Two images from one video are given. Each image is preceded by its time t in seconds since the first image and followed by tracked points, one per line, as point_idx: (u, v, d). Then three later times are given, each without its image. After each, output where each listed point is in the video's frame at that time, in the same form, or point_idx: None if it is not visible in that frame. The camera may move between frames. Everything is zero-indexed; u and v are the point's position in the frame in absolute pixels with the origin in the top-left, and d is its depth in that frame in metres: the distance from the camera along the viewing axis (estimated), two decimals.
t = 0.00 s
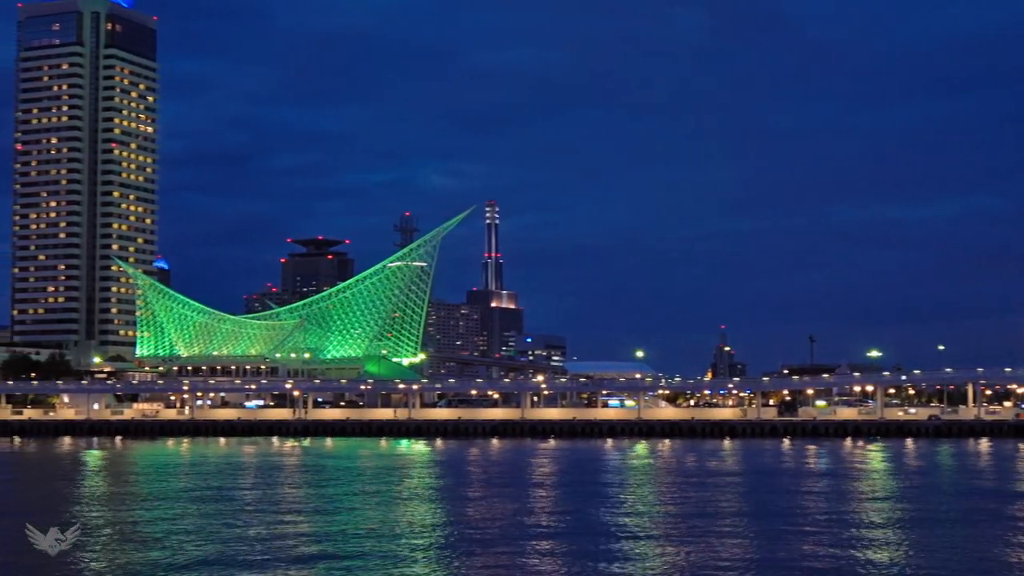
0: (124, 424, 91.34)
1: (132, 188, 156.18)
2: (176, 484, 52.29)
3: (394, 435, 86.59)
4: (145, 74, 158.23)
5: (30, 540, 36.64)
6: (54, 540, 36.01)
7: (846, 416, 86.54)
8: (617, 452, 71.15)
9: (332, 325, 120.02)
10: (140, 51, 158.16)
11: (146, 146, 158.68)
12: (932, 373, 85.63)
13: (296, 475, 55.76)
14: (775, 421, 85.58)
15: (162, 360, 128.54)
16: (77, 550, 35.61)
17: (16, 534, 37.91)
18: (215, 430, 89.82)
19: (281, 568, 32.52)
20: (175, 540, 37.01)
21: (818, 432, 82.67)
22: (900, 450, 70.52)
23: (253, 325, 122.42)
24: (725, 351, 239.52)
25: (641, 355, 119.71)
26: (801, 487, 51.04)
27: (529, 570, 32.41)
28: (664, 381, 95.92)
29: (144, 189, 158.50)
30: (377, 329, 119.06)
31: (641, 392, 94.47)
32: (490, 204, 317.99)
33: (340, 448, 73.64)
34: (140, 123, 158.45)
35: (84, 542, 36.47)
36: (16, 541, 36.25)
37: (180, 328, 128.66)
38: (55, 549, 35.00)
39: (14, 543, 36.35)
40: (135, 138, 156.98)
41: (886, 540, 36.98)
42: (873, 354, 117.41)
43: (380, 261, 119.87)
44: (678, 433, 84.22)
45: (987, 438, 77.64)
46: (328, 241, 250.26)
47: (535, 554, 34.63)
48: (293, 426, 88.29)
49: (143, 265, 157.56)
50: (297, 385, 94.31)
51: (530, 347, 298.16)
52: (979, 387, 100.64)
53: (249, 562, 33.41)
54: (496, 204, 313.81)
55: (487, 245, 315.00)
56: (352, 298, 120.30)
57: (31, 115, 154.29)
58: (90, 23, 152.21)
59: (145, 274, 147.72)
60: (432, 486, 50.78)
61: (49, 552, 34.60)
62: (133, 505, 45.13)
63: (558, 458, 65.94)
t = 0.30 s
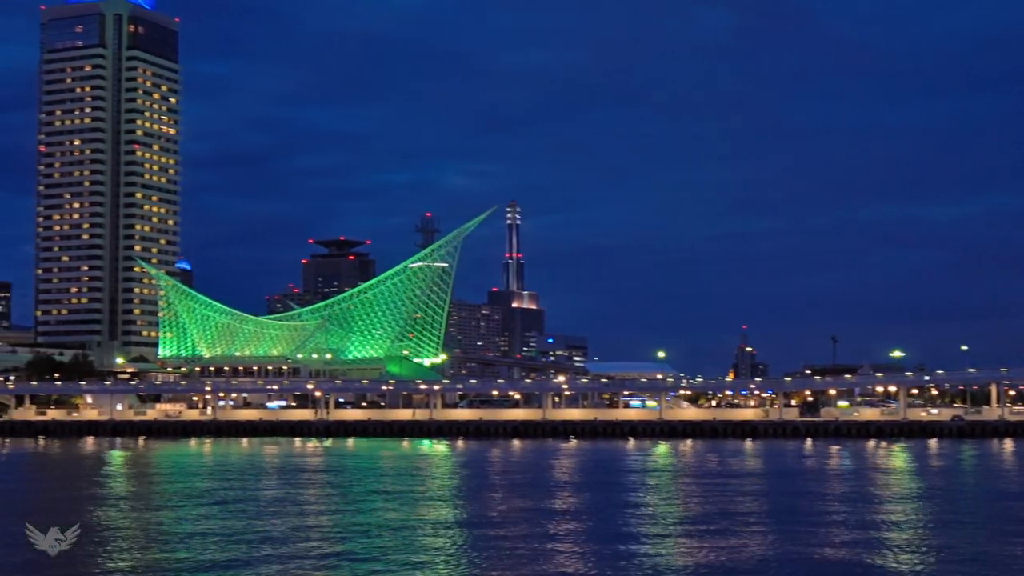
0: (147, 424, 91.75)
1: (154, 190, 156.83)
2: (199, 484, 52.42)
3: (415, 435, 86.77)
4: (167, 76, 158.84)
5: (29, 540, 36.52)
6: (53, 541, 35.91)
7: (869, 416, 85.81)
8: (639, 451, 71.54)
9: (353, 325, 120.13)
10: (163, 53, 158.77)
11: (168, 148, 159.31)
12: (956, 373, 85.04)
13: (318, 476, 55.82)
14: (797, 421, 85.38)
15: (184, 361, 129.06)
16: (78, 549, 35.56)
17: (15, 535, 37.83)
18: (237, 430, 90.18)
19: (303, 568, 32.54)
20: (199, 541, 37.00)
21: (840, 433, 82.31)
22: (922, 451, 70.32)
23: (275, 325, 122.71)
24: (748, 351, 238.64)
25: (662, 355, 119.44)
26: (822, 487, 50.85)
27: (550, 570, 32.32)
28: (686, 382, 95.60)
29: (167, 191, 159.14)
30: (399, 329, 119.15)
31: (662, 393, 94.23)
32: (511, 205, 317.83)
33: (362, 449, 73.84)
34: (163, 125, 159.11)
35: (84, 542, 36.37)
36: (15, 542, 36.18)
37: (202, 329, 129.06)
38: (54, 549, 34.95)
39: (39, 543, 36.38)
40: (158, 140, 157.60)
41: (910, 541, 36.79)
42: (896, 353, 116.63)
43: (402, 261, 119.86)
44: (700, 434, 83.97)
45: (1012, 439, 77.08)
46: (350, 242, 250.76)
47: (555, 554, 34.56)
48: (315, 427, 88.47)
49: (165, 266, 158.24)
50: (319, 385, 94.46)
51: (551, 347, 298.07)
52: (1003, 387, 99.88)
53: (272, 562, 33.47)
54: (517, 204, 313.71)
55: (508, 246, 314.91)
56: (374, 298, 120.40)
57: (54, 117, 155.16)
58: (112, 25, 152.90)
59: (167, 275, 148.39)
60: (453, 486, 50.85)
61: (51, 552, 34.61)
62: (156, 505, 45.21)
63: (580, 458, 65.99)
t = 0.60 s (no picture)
0: (174, 425, 92.28)
1: (182, 191, 157.59)
2: (225, 484, 52.71)
3: (441, 435, 87.08)
4: (194, 78, 159.65)
5: (30, 539, 36.89)
6: (53, 541, 36.29)
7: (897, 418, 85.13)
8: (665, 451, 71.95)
9: (379, 327, 120.30)
10: (190, 55, 159.59)
11: (195, 150, 160.08)
12: (985, 373, 84.31)
13: (344, 475, 55.96)
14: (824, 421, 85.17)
15: (211, 362, 129.56)
16: (78, 549, 35.95)
17: (17, 535, 38.18)
18: (264, 430, 90.60)
19: (332, 568, 32.59)
20: (228, 541, 37.20)
21: (868, 433, 81.97)
22: (950, 451, 69.98)
23: (302, 326, 123.01)
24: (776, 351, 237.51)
25: (688, 356, 119.13)
26: (848, 488, 50.63)
27: (572, 570, 32.36)
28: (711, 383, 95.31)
29: (194, 192, 159.84)
30: (425, 330, 119.29)
31: (688, 395, 93.91)
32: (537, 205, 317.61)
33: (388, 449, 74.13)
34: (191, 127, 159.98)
35: (84, 543, 36.75)
36: (18, 541, 36.57)
37: (229, 330, 129.61)
38: (54, 549, 35.30)
39: (68, 543, 36.57)
40: (185, 142, 158.38)
41: (935, 542, 36.59)
42: (924, 353, 115.72)
43: (428, 262, 119.97)
44: (727, 434, 83.57)
45: None
46: (375, 243, 251.32)
47: (579, 555, 34.54)
48: (342, 427, 88.72)
49: (192, 267, 158.93)
50: (345, 386, 94.65)
51: (576, 348, 297.79)
52: None
53: (301, 562, 33.55)
54: (543, 205, 313.47)
55: (533, 246, 314.69)
56: (400, 299, 120.57)
57: (82, 119, 156.14)
58: (139, 27, 153.78)
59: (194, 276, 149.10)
60: (478, 486, 50.92)
61: (52, 552, 34.91)
62: (184, 504, 45.40)
63: (606, 458, 66.25)
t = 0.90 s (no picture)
0: (198, 425, 92.64)
1: (206, 192, 158.15)
2: (250, 484, 52.87)
3: (465, 435, 87.16)
4: (218, 80, 160.36)
5: (29, 539, 36.76)
6: (53, 541, 36.25)
7: (923, 418, 84.52)
8: (689, 451, 72.23)
9: (403, 327, 120.38)
10: (214, 57, 160.24)
11: (220, 151, 160.80)
12: (1011, 374, 83.66)
13: (368, 475, 56.05)
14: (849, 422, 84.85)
15: (236, 362, 130.00)
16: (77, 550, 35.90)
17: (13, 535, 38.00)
18: (288, 431, 90.91)
19: (359, 568, 32.59)
20: (253, 540, 37.22)
21: (893, 434, 81.62)
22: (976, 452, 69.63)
23: (325, 326, 123.16)
24: (800, 352, 236.52)
25: (712, 356, 118.79)
26: (873, 489, 50.51)
27: (600, 570, 32.35)
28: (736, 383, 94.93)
29: (218, 193, 160.50)
30: (448, 330, 119.39)
31: (712, 395, 93.47)
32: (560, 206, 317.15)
33: (413, 449, 74.49)
34: (215, 128, 160.73)
35: (83, 543, 36.64)
36: (17, 541, 36.49)
37: (253, 330, 130.04)
38: (54, 548, 35.23)
39: (94, 544, 36.71)
40: (209, 143, 159.07)
41: (960, 542, 36.46)
42: (950, 353, 115.05)
43: (451, 263, 120.29)
44: (751, 435, 83.18)
45: None
46: (398, 244, 251.94)
47: (602, 555, 34.51)
48: (366, 427, 88.95)
49: (217, 268, 159.54)
50: (369, 386, 94.79)
51: (600, 348, 297.60)
52: None
53: (329, 562, 33.53)
54: (566, 205, 313.10)
55: (557, 247, 314.36)
56: (424, 299, 120.62)
57: (107, 120, 157.02)
58: (164, 29, 154.47)
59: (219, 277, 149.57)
60: (500, 486, 50.96)
61: (51, 552, 34.85)
62: (208, 505, 45.51)
63: (629, 458, 66.64)
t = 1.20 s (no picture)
0: (227, 425, 92.99)
1: (234, 193, 158.85)
2: (279, 484, 52.92)
3: (493, 435, 87.16)
4: (245, 81, 160.99)
5: (28, 539, 37.10)
6: (53, 541, 36.47)
7: (952, 418, 83.89)
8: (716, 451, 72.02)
9: (430, 328, 120.44)
10: (241, 59, 160.91)
11: (247, 152, 161.47)
12: None
13: (396, 476, 56.03)
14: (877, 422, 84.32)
15: (264, 363, 130.41)
16: (73, 548, 36.19)
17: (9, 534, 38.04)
18: (316, 431, 91.14)
19: (389, 568, 32.56)
20: (282, 541, 37.24)
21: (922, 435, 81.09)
22: (1006, 451, 69.09)
23: (353, 327, 123.43)
24: (829, 352, 235.53)
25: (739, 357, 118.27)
26: (902, 489, 50.23)
27: (628, 570, 32.28)
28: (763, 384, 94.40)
29: (246, 194, 161.19)
30: (475, 330, 119.34)
31: (739, 395, 92.99)
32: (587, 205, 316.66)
33: (440, 449, 74.58)
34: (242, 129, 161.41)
35: (81, 542, 36.90)
36: (16, 540, 36.72)
37: (281, 331, 130.47)
38: (54, 548, 35.46)
39: (126, 545, 36.68)
40: (236, 144, 159.79)
41: (991, 543, 36.10)
42: (980, 353, 114.07)
43: (478, 263, 120.11)
44: (779, 435, 82.74)
45: None
46: (425, 244, 252.31)
47: (627, 555, 34.50)
48: (393, 427, 89.09)
49: (245, 268, 160.24)
50: (397, 386, 94.89)
51: (627, 348, 297.16)
52: None
53: (359, 562, 33.49)
54: (593, 205, 312.72)
55: (584, 247, 314.04)
56: (450, 300, 120.58)
57: (136, 122, 157.90)
58: (192, 31, 155.26)
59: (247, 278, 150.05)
60: (527, 486, 50.90)
61: (49, 551, 35.11)
62: (237, 505, 45.53)
63: (656, 458, 66.45)
